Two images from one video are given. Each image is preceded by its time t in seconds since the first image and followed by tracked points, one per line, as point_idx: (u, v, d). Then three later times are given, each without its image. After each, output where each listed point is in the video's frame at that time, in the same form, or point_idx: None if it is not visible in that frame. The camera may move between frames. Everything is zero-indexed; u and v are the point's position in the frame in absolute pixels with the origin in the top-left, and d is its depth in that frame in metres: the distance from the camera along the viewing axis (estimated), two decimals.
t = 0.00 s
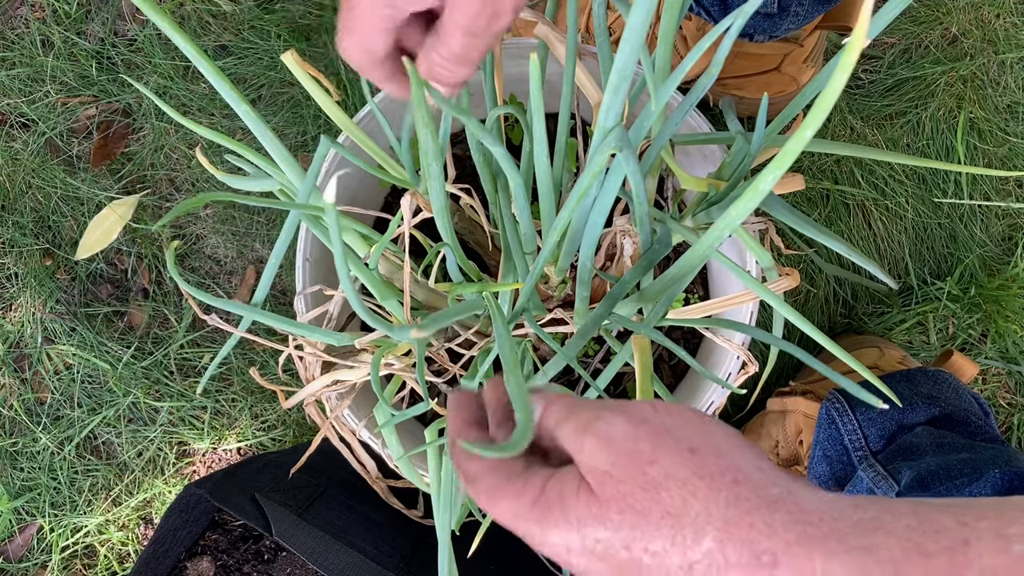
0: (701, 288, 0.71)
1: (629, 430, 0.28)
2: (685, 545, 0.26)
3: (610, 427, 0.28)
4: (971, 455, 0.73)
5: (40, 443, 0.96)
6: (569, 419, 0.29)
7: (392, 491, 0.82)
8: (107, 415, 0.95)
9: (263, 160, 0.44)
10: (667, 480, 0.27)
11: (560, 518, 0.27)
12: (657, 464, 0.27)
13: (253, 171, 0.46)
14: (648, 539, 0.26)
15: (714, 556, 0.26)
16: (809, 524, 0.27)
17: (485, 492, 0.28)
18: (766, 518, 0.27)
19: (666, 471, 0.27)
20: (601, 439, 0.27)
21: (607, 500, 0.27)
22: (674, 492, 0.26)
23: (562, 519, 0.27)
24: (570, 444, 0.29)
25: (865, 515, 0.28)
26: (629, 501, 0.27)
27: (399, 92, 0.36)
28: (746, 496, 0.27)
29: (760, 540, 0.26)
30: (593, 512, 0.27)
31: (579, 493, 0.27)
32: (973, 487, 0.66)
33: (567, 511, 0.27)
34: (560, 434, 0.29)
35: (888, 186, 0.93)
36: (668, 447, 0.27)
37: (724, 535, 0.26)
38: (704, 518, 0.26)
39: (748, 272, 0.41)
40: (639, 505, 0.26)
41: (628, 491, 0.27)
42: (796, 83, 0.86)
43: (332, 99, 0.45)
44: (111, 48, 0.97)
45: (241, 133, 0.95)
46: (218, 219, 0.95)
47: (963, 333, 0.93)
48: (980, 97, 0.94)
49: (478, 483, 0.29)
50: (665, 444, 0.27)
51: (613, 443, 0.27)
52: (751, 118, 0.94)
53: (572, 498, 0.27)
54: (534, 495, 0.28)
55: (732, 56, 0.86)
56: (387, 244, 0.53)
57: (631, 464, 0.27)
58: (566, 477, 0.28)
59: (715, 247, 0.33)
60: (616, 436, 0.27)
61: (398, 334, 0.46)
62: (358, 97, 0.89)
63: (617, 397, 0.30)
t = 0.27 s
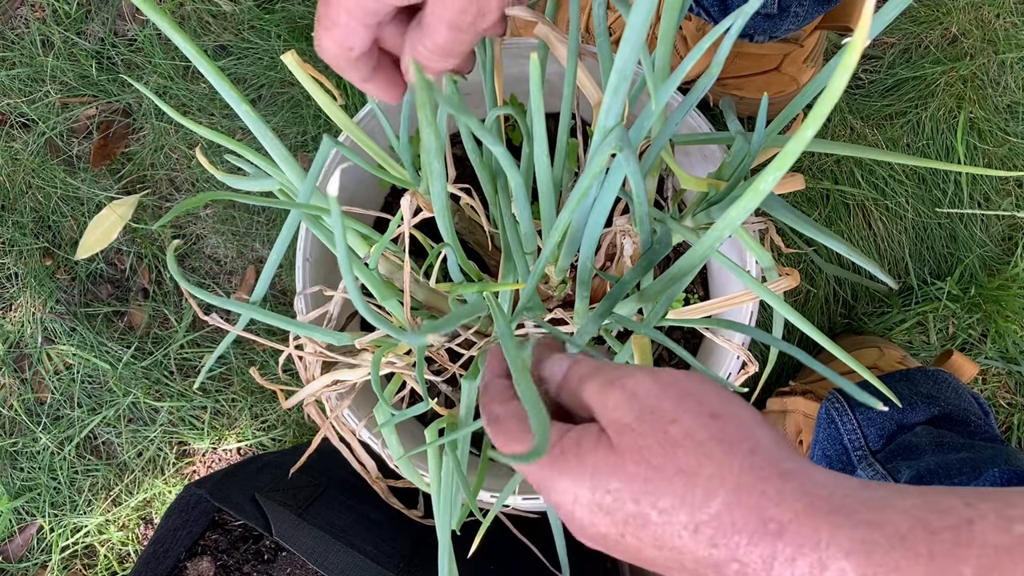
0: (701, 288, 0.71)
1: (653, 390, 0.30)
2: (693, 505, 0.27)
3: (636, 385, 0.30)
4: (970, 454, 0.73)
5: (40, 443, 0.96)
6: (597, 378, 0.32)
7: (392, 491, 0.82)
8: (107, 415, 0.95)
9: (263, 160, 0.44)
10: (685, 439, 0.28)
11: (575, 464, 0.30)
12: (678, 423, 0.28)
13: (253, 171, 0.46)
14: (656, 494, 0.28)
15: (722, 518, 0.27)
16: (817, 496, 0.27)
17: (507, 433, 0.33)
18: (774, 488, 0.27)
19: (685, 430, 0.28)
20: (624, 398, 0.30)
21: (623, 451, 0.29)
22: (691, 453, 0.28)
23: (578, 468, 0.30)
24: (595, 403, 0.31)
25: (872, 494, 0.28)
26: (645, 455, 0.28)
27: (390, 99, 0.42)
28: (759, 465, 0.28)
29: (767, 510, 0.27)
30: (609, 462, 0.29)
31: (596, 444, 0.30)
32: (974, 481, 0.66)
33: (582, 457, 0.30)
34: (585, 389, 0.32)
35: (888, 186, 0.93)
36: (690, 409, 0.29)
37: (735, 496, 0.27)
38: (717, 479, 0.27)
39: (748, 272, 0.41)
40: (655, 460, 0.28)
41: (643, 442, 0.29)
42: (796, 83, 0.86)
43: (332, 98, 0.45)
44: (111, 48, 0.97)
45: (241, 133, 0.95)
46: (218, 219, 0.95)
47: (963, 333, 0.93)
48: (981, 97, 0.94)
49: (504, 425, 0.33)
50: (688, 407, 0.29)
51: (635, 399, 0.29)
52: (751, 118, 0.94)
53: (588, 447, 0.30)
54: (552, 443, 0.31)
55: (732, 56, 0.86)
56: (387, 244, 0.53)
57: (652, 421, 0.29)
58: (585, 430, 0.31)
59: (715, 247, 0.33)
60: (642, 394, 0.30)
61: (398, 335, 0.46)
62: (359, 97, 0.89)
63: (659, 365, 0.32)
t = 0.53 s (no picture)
0: (701, 288, 0.71)
1: (671, 376, 0.30)
2: (698, 492, 0.28)
3: (655, 369, 0.30)
4: (970, 453, 0.73)
5: (40, 443, 0.96)
6: (614, 360, 0.32)
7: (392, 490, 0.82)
8: (107, 415, 0.95)
9: (263, 160, 0.44)
10: (696, 426, 0.29)
11: (586, 441, 0.30)
12: (691, 410, 0.29)
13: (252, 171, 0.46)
14: (662, 477, 0.28)
15: (724, 506, 0.28)
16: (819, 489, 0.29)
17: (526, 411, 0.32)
18: (779, 480, 0.28)
19: (697, 417, 0.29)
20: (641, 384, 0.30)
21: (637, 432, 0.29)
22: (701, 439, 0.29)
23: (587, 446, 0.30)
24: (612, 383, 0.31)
25: (874, 489, 0.30)
26: (656, 437, 0.29)
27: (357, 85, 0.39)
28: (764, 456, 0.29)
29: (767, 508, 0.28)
30: (621, 442, 0.29)
31: (609, 422, 0.30)
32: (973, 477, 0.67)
33: (594, 434, 0.30)
34: (604, 372, 0.32)
35: (888, 186, 0.93)
36: (704, 398, 0.29)
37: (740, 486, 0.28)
38: (721, 467, 0.28)
39: (748, 272, 0.41)
40: (666, 443, 0.28)
41: (657, 424, 0.29)
42: (796, 83, 0.86)
43: (331, 98, 0.45)
44: (111, 48, 0.97)
45: (241, 133, 0.95)
46: (218, 219, 0.95)
47: (963, 333, 0.93)
48: (981, 97, 0.94)
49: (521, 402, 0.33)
50: (701, 396, 0.30)
51: (653, 383, 0.30)
52: (751, 118, 0.94)
53: (601, 424, 0.30)
54: (566, 420, 0.31)
55: (732, 56, 0.86)
56: (387, 244, 0.53)
57: (667, 406, 0.29)
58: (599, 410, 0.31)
59: (714, 247, 0.33)
60: (660, 379, 0.30)
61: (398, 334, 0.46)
62: (359, 97, 0.89)
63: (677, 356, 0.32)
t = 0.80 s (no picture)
0: (701, 288, 0.71)
1: (613, 458, 0.27)
2: (683, 568, 0.26)
3: (594, 455, 0.28)
4: (971, 454, 0.73)
5: (39, 443, 0.96)
6: (544, 455, 0.28)
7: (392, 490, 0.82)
8: (107, 415, 0.95)
9: (263, 159, 0.44)
10: (658, 503, 0.27)
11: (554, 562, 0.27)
12: (646, 488, 0.27)
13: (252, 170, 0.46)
14: (645, 565, 0.27)
15: (713, 573, 0.27)
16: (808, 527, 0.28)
17: (473, 544, 0.27)
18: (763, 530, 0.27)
19: (655, 493, 0.27)
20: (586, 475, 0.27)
21: (599, 531, 0.27)
22: (669, 516, 0.26)
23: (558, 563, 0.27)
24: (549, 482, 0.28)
25: (863, 523, 0.29)
26: (621, 528, 0.26)
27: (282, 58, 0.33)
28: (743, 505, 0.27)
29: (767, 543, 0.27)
30: (590, 548, 0.26)
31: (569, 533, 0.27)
32: (971, 489, 0.66)
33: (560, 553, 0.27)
34: (538, 469, 0.28)
35: (888, 186, 0.93)
36: (655, 469, 0.27)
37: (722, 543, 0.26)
38: (702, 535, 0.26)
39: (748, 272, 0.41)
40: (635, 534, 0.26)
41: (618, 514, 0.27)
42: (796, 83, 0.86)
43: (331, 98, 0.45)
44: (111, 48, 0.97)
45: (241, 133, 0.95)
46: (218, 219, 0.95)
47: (963, 333, 0.93)
48: (981, 97, 0.94)
49: (464, 534, 0.28)
50: (649, 467, 0.27)
51: (599, 474, 0.27)
52: (751, 118, 0.94)
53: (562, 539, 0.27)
54: (523, 541, 0.27)
55: (732, 56, 0.86)
56: (387, 244, 0.53)
57: (621, 491, 0.27)
58: (549, 520, 0.27)
59: (714, 246, 0.33)
60: (604, 469, 0.27)
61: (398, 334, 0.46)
62: (358, 97, 0.89)
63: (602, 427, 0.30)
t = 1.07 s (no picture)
0: (701, 288, 0.71)
1: (675, 402, 0.32)
2: (717, 527, 0.30)
3: (656, 393, 0.32)
4: (973, 455, 0.73)
5: (39, 443, 0.96)
6: (611, 380, 0.33)
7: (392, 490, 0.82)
8: (107, 415, 0.95)
9: (263, 159, 0.44)
10: (709, 457, 0.31)
11: (585, 484, 0.31)
12: (701, 441, 0.31)
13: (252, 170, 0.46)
14: (679, 516, 0.30)
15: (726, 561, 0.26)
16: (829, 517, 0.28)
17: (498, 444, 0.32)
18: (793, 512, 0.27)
19: (709, 448, 0.31)
20: (615, 428, 0.32)
21: (642, 470, 0.30)
22: (715, 472, 0.30)
23: (589, 488, 0.31)
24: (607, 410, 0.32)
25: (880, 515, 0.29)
26: (666, 476, 0.30)
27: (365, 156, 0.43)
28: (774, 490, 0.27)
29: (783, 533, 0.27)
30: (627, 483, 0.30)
31: (609, 463, 0.31)
32: (976, 491, 0.67)
33: (594, 478, 0.31)
34: (594, 395, 0.33)
35: (888, 186, 0.93)
36: (713, 427, 0.31)
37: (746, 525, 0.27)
38: (739, 503, 0.30)
39: (748, 272, 0.41)
40: (678, 480, 0.30)
41: (666, 458, 0.31)
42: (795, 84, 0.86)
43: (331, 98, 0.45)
44: (111, 48, 0.97)
45: (241, 133, 0.95)
46: (218, 219, 0.95)
47: (963, 333, 0.93)
48: (981, 97, 0.94)
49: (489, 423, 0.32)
50: (710, 424, 0.31)
51: (655, 411, 0.31)
52: (751, 118, 0.94)
53: (599, 465, 0.31)
54: (555, 457, 0.32)
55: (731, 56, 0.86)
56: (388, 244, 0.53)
57: (676, 439, 0.31)
58: (592, 443, 0.32)
59: (715, 246, 0.33)
60: (662, 407, 0.31)
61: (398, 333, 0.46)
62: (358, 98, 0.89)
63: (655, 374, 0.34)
